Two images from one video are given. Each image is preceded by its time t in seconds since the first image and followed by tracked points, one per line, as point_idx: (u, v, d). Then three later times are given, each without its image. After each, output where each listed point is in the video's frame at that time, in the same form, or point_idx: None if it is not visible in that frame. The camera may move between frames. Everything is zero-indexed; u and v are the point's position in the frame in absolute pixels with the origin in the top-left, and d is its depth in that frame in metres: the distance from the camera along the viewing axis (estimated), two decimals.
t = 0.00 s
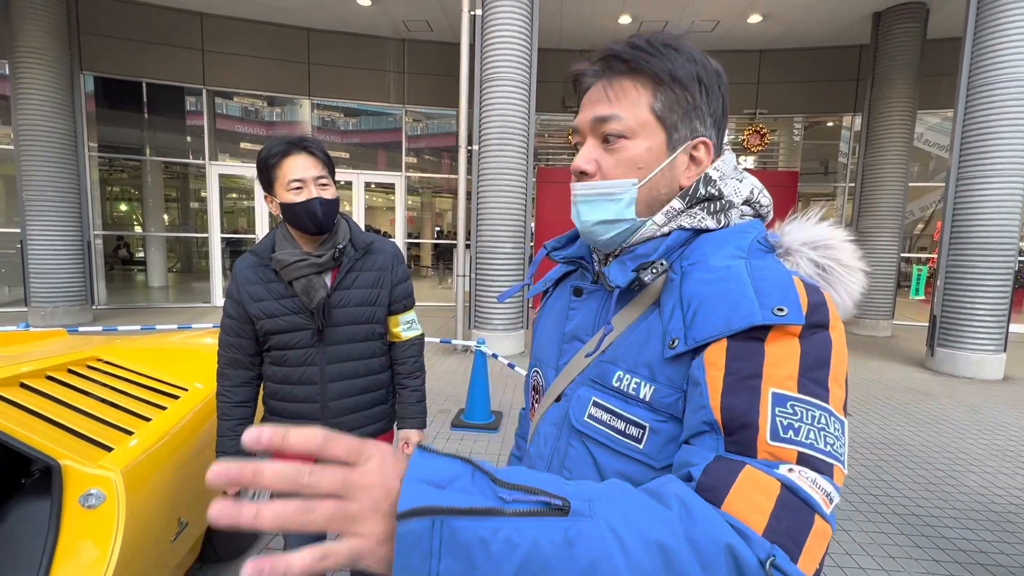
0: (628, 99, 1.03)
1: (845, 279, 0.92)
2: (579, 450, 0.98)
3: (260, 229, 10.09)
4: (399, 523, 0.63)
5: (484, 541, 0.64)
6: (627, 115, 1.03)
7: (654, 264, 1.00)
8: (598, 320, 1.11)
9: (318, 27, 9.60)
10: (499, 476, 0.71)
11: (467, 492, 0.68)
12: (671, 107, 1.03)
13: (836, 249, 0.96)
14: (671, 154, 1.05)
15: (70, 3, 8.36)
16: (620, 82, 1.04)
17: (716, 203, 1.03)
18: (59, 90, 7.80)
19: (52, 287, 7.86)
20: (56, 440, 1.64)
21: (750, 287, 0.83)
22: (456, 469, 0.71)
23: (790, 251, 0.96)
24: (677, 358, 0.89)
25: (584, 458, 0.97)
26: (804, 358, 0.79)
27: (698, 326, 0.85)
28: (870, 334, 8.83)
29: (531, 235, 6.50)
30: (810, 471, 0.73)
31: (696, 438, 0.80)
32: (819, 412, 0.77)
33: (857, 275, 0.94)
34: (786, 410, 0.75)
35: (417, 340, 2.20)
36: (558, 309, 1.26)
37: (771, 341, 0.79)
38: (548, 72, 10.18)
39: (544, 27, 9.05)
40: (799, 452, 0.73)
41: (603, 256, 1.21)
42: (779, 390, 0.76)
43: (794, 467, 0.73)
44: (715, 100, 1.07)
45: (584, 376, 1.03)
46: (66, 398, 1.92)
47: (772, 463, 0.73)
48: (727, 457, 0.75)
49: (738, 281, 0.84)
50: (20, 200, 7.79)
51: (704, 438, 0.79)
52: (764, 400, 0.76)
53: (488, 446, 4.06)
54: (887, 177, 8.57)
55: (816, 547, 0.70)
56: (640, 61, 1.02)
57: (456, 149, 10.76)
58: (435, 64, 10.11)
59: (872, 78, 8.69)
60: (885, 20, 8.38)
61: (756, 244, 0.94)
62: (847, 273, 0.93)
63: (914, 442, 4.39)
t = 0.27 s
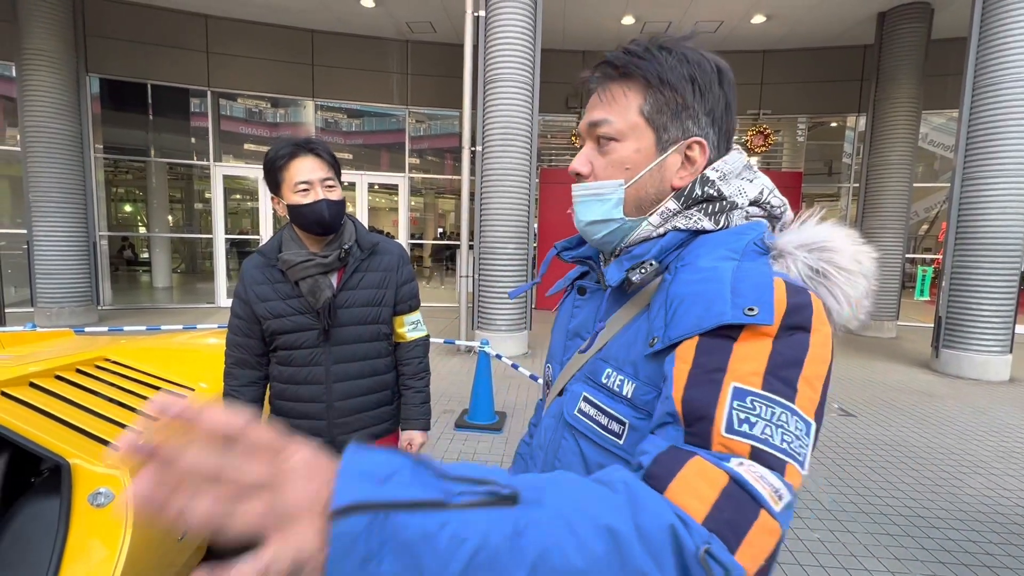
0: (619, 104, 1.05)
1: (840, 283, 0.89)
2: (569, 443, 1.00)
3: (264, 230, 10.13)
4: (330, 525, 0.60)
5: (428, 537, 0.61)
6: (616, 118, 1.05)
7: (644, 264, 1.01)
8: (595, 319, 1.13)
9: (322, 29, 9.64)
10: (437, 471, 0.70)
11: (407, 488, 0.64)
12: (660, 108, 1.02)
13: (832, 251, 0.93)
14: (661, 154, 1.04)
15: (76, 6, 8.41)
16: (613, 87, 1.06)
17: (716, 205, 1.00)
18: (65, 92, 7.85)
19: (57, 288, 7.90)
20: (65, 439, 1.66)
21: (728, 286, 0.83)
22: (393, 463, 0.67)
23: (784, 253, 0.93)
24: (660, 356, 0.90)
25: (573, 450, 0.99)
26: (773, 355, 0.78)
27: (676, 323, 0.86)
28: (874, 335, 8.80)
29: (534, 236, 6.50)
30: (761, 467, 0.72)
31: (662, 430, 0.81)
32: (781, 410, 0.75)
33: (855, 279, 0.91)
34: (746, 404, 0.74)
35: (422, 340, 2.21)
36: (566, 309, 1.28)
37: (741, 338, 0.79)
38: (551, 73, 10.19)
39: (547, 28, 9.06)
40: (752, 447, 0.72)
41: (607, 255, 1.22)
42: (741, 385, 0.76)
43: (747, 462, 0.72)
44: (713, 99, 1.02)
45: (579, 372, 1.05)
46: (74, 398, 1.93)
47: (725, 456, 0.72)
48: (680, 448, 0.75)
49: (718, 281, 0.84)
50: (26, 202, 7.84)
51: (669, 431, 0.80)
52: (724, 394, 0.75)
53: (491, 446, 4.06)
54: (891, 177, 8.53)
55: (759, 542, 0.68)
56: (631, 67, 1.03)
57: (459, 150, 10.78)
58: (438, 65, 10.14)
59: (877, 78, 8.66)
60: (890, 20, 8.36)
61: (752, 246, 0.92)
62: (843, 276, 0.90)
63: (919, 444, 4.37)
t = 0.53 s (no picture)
0: (613, 105, 1.05)
1: (830, 291, 0.84)
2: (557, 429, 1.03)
3: (267, 231, 10.16)
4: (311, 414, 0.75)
5: (370, 436, 0.72)
6: (610, 120, 1.06)
7: (635, 265, 1.00)
8: (591, 317, 1.13)
9: (325, 30, 9.67)
10: (404, 396, 0.78)
11: (374, 400, 0.75)
12: (650, 110, 1.01)
13: (824, 257, 0.86)
14: (650, 155, 1.03)
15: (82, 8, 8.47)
16: (611, 90, 1.06)
17: (714, 207, 0.98)
18: (70, 93, 7.90)
19: (62, 289, 7.95)
20: (73, 439, 1.66)
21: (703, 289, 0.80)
22: (372, 383, 0.79)
23: (772, 257, 0.86)
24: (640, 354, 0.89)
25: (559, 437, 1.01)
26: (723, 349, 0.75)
27: (648, 320, 0.84)
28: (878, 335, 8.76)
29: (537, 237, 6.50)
30: (678, 452, 0.69)
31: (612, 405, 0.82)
32: (715, 405, 0.72)
33: (845, 287, 0.85)
34: (682, 392, 0.73)
35: (427, 341, 2.22)
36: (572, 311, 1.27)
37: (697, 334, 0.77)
38: (554, 74, 10.19)
39: (549, 29, 9.07)
40: (675, 433, 0.70)
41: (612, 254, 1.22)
42: (682, 374, 0.74)
43: (666, 446, 0.70)
44: (709, 99, 0.99)
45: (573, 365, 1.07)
46: (80, 398, 1.94)
47: (648, 436, 0.72)
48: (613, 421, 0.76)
49: (695, 284, 0.81)
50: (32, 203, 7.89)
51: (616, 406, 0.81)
52: (662, 380, 0.74)
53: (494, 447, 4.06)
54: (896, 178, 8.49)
55: (657, 519, 0.66)
56: (625, 69, 1.02)
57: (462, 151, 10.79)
58: (441, 66, 10.16)
59: (881, 78, 8.63)
60: (894, 20, 8.33)
61: (744, 250, 0.89)
62: (833, 284, 0.84)
63: (923, 445, 4.35)
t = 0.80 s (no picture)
0: (605, 111, 1.06)
1: (799, 288, 0.81)
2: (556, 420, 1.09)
3: (270, 231, 10.18)
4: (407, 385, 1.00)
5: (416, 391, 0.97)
6: (602, 128, 1.06)
7: (617, 262, 1.00)
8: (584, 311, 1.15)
9: (327, 31, 9.69)
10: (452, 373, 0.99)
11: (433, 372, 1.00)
12: (639, 116, 1.02)
13: (797, 254, 0.84)
14: (643, 159, 1.03)
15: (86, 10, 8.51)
16: (603, 97, 1.08)
17: (700, 206, 0.96)
18: (74, 94, 7.94)
19: (67, 289, 7.98)
20: (76, 439, 1.67)
21: (667, 279, 0.84)
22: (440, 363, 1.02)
23: (744, 254, 0.86)
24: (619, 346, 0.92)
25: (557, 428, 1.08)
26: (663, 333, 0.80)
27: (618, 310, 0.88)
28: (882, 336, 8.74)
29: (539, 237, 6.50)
30: (600, 417, 0.78)
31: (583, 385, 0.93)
32: (643, 380, 0.77)
33: (820, 285, 0.82)
34: (620, 370, 0.79)
35: (430, 342, 2.22)
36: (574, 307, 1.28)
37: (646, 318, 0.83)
38: (556, 74, 10.19)
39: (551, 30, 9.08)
40: (603, 402, 0.79)
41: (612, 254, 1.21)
42: (626, 354, 0.80)
43: (593, 411, 0.79)
44: (697, 100, 0.98)
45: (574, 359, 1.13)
46: (85, 398, 1.95)
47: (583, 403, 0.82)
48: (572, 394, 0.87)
49: (662, 274, 0.85)
50: (36, 204, 7.92)
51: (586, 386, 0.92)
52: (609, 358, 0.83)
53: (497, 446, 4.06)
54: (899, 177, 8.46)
55: (568, 471, 0.77)
56: (614, 78, 1.04)
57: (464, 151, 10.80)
58: (443, 66, 10.18)
59: (884, 77, 8.59)
60: (897, 19, 8.30)
61: (721, 246, 0.89)
62: (803, 281, 0.82)
63: (927, 445, 4.33)
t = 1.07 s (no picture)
0: (602, 109, 1.06)
1: (786, 290, 0.82)
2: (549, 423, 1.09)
3: (273, 231, 10.20)
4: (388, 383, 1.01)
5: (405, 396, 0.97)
6: (599, 126, 1.06)
7: (610, 264, 1.01)
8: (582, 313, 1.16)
9: (330, 32, 9.70)
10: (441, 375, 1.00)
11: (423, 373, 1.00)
12: (634, 117, 1.01)
13: (784, 257, 0.85)
14: (637, 159, 1.03)
15: (89, 11, 8.54)
16: (601, 96, 1.07)
17: (693, 209, 0.96)
18: (77, 96, 7.97)
19: (72, 290, 8.02)
20: (81, 440, 1.67)
21: (654, 285, 0.84)
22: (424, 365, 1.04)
23: (732, 257, 0.86)
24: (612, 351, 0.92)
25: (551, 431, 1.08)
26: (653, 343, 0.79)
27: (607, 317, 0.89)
28: (885, 335, 8.71)
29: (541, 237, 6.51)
30: (593, 431, 0.78)
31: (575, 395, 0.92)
32: (634, 393, 0.77)
33: (807, 287, 0.82)
34: (611, 382, 0.79)
35: (433, 343, 2.23)
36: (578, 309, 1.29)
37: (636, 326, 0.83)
38: (558, 74, 10.19)
39: (553, 29, 9.07)
40: (596, 415, 0.79)
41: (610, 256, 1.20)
42: (615, 365, 0.80)
43: (586, 425, 0.79)
44: (693, 102, 0.97)
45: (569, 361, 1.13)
46: (90, 399, 1.96)
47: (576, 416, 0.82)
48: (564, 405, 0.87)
49: (647, 280, 0.86)
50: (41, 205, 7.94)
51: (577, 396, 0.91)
52: (599, 370, 0.82)
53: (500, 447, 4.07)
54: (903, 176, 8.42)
55: (566, 486, 0.77)
56: (613, 78, 1.04)
57: (466, 151, 10.81)
58: (445, 67, 10.18)
59: (888, 76, 8.56)
60: (900, 18, 8.28)
61: (713, 250, 0.89)
62: (790, 284, 0.82)
63: (931, 445, 4.32)
